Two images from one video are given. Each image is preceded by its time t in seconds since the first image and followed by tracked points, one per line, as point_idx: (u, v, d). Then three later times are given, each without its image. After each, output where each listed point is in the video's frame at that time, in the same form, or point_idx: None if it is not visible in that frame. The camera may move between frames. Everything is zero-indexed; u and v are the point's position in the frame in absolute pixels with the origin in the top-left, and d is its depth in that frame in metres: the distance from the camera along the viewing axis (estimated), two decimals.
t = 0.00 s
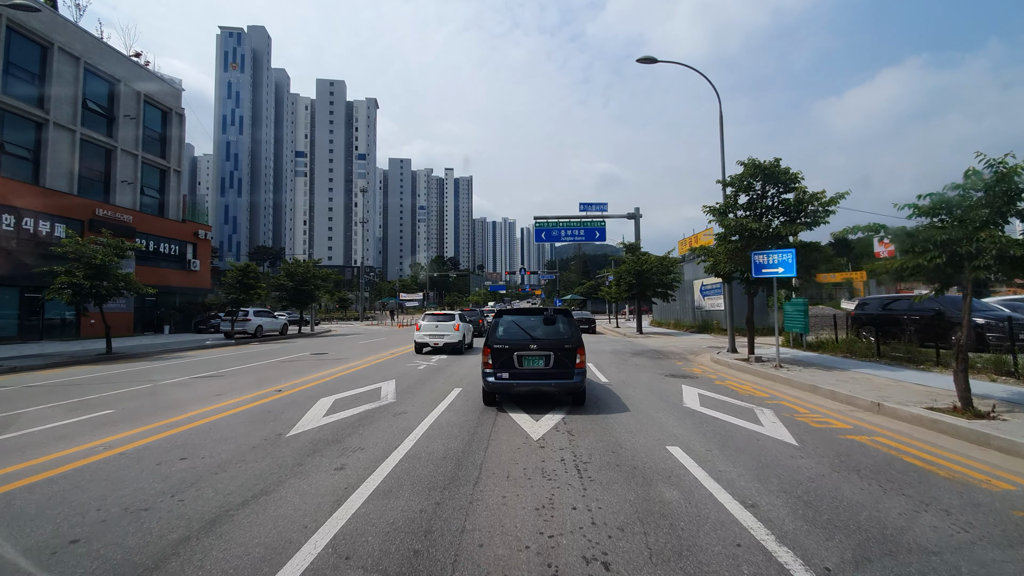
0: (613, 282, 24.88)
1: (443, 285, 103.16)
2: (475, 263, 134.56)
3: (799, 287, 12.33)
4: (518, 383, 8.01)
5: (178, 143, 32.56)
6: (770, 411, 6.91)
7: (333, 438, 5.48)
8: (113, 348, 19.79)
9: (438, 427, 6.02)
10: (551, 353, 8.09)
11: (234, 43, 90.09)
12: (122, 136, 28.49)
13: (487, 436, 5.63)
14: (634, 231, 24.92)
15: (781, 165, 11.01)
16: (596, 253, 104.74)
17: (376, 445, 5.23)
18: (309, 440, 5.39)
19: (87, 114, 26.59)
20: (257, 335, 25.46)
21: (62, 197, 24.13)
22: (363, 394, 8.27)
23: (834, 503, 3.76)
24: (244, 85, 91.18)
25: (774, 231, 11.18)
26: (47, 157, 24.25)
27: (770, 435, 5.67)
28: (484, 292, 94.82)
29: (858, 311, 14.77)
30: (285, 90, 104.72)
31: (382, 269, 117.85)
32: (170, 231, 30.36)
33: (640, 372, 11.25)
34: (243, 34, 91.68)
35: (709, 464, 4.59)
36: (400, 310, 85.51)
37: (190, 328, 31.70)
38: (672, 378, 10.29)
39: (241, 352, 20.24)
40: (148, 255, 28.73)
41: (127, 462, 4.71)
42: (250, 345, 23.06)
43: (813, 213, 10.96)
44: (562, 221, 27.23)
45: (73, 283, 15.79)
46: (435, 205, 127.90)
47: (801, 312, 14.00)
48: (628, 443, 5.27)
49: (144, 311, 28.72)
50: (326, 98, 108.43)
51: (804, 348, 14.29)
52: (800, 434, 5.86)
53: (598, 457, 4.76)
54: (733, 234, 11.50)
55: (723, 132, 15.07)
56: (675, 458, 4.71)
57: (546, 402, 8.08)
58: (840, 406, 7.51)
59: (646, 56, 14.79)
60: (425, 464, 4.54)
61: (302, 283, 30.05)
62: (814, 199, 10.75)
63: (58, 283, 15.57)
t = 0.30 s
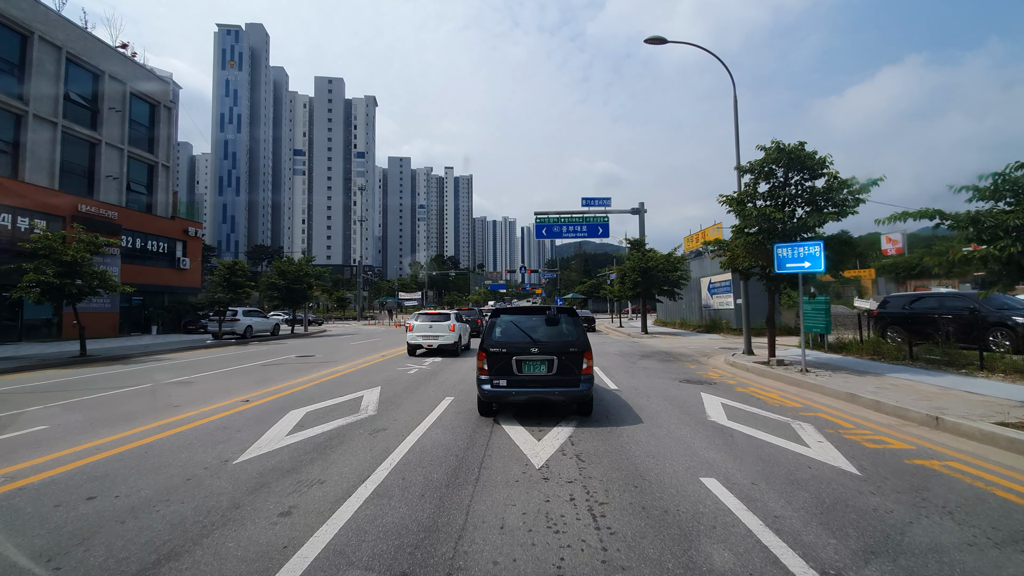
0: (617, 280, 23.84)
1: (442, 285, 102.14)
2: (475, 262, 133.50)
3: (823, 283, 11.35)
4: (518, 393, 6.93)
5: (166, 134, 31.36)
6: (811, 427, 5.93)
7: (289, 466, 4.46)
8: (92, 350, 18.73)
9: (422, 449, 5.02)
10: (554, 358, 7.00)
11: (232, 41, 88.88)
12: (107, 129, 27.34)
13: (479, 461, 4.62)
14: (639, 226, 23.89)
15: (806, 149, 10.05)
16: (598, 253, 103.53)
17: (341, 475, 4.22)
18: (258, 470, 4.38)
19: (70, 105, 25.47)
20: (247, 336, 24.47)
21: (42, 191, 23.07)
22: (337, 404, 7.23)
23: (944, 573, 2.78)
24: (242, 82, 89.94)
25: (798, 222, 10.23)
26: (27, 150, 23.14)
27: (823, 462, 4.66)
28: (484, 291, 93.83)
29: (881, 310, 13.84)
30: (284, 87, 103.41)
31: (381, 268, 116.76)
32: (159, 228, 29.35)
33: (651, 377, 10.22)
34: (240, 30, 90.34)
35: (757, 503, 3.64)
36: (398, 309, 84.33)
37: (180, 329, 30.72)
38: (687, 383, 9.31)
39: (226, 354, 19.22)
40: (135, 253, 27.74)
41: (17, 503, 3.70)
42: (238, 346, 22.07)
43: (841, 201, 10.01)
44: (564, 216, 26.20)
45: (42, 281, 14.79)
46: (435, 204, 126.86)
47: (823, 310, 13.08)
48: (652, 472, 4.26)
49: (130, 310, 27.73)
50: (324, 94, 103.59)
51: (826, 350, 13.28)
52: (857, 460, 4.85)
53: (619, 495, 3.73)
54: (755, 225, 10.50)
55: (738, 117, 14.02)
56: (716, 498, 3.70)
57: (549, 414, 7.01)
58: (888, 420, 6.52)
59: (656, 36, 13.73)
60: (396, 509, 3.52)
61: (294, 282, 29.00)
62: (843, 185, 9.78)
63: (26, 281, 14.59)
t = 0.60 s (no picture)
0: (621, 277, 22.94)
1: (442, 284, 101.26)
2: (475, 262, 132.55)
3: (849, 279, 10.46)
4: (518, 404, 5.93)
5: (155, 130, 30.43)
6: (863, 448, 5.06)
7: (229, 506, 3.58)
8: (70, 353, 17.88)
9: (398, 478, 4.15)
10: (558, 364, 6.02)
11: (230, 39, 87.91)
12: (92, 123, 26.39)
13: (467, 497, 3.71)
14: (643, 222, 22.98)
15: (834, 132, 9.22)
16: (599, 252, 102.46)
17: (290, 519, 3.35)
18: (188, 511, 3.50)
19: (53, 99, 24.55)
20: (237, 336, 23.52)
21: (23, 186, 22.18)
22: (310, 416, 6.36)
23: None
24: (239, 80, 88.96)
25: (824, 211, 9.28)
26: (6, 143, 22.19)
27: (893, 499, 3.79)
28: (484, 291, 93.00)
29: (906, 308, 12.95)
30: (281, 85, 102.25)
31: (380, 267, 115.84)
32: (147, 225, 28.46)
33: (663, 382, 9.33)
34: (238, 28, 89.44)
35: (829, 563, 2.79)
36: (397, 309, 83.44)
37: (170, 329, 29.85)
38: (703, 390, 8.46)
39: (213, 356, 18.38)
40: (122, 251, 26.86)
41: None
42: (227, 347, 21.23)
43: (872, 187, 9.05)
44: (565, 213, 25.32)
45: (10, 280, 13.91)
46: (434, 203, 125.87)
47: (846, 313, 12.15)
48: (686, 515, 3.36)
49: (117, 310, 26.87)
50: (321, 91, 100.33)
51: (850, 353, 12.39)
52: (931, 493, 3.96)
53: (649, 552, 2.84)
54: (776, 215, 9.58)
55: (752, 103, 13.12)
56: (776, 559, 2.81)
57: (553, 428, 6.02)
58: (947, 437, 5.63)
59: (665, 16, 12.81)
60: None
61: (286, 281, 28.08)
62: (875, 170, 8.83)
63: None
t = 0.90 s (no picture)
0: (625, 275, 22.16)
1: (442, 284, 100.55)
2: (475, 261, 131.80)
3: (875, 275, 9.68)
4: (517, 417, 5.10)
5: (144, 127, 29.69)
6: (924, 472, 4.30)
7: (142, 563, 2.78)
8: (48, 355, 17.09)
9: (368, 516, 3.37)
10: (562, 370, 5.18)
11: (227, 37, 87.14)
12: (78, 117, 25.63)
13: (448, 552, 2.87)
14: (647, 218, 22.21)
15: (861, 114, 8.46)
16: (600, 251, 101.56)
17: None
18: (88, 571, 2.72)
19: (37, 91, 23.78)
20: (227, 337, 22.75)
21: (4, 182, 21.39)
22: (278, 431, 5.55)
23: None
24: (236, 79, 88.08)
25: (852, 200, 8.57)
26: None
27: (989, 547, 3.03)
28: (484, 290, 92.26)
29: (930, 307, 12.22)
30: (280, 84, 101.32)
31: (379, 267, 115.11)
32: (136, 223, 27.69)
33: (675, 388, 8.53)
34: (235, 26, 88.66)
35: None
36: (397, 309, 82.76)
37: (160, 329, 29.10)
38: (722, 396, 7.70)
39: (199, 358, 17.64)
40: (110, 250, 26.09)
41: None
42: (216, 348, 20.48)
43: (903, 174, 8.29)
44: (566, 209, 24.53)
45: None
46: (433, 202, 125.08)
47: (869, 311, 11.29)
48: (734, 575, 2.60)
49: (105, 311, 26.09)
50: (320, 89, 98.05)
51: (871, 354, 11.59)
52: None
53: None
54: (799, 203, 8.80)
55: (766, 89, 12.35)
56: None
57: (556, 443, 5.19)
58: (1015, 455, 4.89)
59: None
60: None
61: (280, 280, 27.32)
62: (908, 155, 8.07)
63: None
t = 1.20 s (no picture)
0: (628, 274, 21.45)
1: (441, 283, 99.84)
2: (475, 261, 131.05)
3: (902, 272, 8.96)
4: (516, 435, 4.28)
5: (134, 124, 28.98)
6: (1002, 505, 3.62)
7: None
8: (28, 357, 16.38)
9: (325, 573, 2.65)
10: (569, 381, 4.36)
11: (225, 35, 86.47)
12: (64, 112, 24.93)
13: None
14: (650, 215, 21.52)
15: (891, 97, 7.81)
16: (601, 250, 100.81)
17: None
18: None
19: (21, 85, 23.08)
20: (218, 338, 22.06)
21: None
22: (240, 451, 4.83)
23: None
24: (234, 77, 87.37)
25: (880, 191, 7.88)
26: None
27: None
28: (484, 290, 91.62)
29: (954, 307, 11.54)
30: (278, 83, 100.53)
31: (378, 266, 114.38)
32: (126, 222, 27.00)
33: (690, 396, 7.80)
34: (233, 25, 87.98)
35: None
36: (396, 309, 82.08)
37: (151, 330, 28.40)
38: (741, 406, 6.99)
39: (186, 360, 16.94)
40: (98, 249, 25.40)
41: None
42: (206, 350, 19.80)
43: (937, 162, 7.61)
44: (567, 206, 23.82)
45: None
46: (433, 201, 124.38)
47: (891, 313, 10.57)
48: None
49: (93, 311, 25.39)
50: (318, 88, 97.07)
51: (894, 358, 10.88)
52: None
53: None
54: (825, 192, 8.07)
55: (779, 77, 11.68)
56: None
57: (561, 466, 4.38)
58: None
59: None
60: None
61: (274, 280, 26.62)
62: (943, 141, 7.40)
63: None
